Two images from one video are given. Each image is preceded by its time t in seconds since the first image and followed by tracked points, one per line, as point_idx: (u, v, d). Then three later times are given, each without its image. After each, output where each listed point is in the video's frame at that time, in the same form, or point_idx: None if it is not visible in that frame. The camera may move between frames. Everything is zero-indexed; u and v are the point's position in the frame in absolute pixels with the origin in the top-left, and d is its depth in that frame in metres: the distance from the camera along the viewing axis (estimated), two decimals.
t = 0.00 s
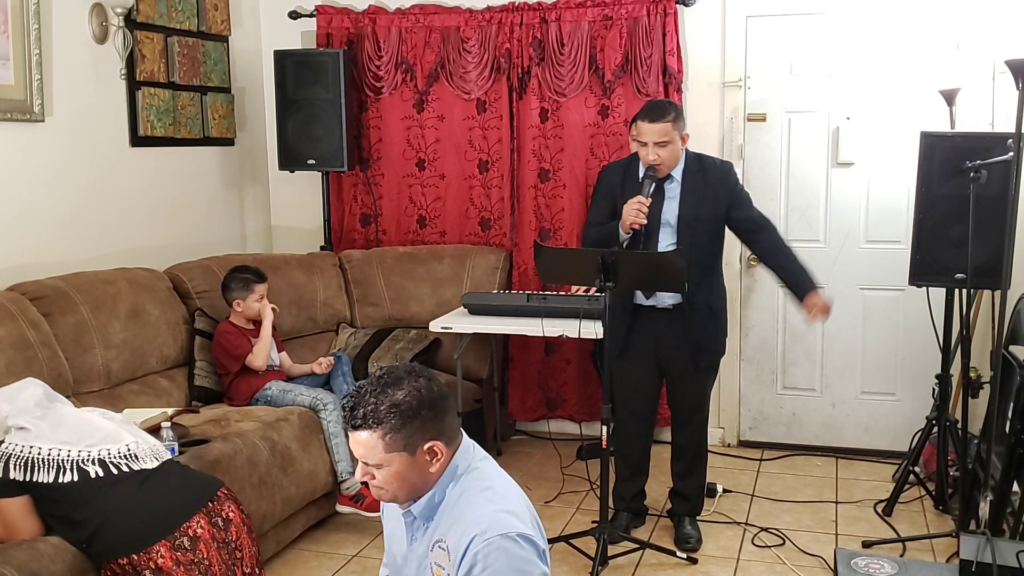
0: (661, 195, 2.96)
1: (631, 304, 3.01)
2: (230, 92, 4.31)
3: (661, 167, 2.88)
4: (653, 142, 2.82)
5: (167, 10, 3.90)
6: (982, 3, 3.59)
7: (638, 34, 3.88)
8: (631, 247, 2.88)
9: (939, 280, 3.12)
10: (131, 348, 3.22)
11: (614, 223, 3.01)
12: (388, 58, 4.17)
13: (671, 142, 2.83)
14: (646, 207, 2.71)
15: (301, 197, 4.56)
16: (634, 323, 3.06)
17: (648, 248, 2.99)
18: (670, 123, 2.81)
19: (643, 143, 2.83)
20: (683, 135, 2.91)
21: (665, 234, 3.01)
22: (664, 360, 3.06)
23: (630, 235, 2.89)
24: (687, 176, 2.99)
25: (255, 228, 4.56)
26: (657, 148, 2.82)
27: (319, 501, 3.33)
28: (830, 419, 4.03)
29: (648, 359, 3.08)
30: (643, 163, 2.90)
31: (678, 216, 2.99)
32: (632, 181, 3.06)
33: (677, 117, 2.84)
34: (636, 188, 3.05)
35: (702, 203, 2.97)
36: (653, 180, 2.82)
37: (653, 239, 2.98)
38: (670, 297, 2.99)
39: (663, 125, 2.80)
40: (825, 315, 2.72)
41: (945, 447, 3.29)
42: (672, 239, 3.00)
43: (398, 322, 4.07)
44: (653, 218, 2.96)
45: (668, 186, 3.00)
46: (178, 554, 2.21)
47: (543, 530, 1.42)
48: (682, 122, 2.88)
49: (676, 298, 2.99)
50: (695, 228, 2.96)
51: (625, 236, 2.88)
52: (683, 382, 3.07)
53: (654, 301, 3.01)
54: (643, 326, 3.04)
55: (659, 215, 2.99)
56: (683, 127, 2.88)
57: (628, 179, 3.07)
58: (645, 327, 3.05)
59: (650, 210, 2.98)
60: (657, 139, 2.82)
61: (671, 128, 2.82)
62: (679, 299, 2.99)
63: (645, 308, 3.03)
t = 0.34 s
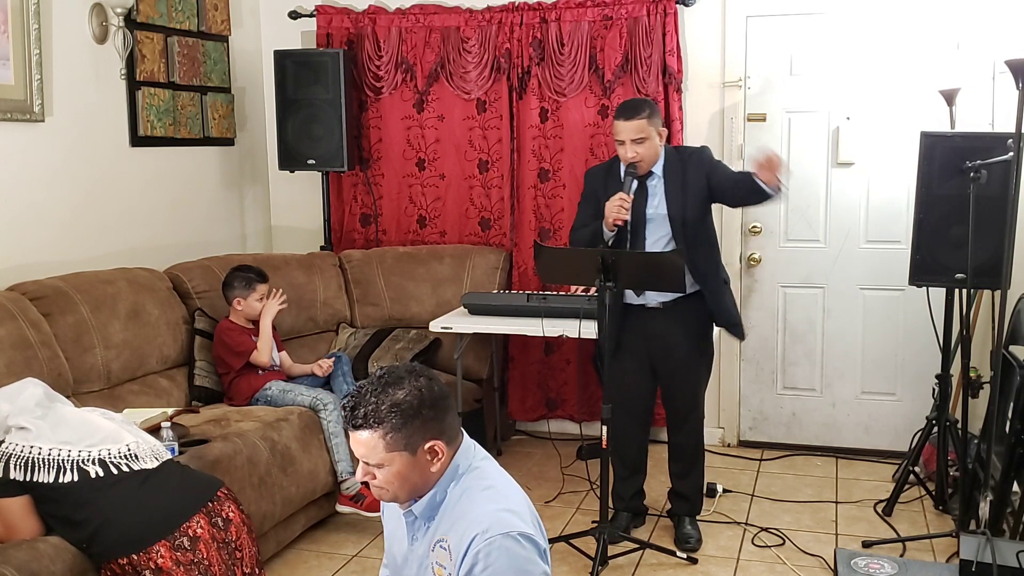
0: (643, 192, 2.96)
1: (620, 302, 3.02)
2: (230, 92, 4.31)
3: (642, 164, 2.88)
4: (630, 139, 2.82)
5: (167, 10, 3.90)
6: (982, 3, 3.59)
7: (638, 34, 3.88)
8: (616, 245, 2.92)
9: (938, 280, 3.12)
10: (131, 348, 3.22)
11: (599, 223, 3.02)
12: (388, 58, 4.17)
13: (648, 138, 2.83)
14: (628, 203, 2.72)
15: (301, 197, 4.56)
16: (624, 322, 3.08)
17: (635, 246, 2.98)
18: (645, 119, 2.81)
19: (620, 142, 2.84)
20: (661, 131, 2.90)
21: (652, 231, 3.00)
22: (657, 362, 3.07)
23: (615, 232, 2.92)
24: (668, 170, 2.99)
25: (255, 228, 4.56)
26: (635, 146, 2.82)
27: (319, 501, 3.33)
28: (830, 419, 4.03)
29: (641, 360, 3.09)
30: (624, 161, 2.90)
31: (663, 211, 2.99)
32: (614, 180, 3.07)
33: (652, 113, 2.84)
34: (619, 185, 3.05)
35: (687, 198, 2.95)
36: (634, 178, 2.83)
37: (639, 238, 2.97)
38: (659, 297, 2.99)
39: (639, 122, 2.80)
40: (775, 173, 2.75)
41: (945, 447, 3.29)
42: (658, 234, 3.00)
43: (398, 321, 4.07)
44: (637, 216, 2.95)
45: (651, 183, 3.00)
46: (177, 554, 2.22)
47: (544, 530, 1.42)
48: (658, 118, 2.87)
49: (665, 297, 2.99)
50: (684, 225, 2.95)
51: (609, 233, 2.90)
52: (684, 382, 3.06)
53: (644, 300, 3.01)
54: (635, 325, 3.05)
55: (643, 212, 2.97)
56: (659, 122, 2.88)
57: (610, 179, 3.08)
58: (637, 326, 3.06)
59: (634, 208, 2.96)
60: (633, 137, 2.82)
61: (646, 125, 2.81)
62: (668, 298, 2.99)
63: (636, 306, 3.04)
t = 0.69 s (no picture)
0: (629, 191, 2.96)
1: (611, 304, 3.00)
2: (230, 92, 4.31)
3: (626, 164, 2.86)
4: (614, 140, 2.81)
5: (167, 10, 3.90)
6: (982, 3, 3.59)
7: (638, 34, 3.88)
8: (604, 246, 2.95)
9: (939, 280, 3.12)
10: (131, 348, 3.22)
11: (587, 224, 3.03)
12: (388, 58, 4.17)
13: (631, 138, 2.82)
14: (614, 204, 2.71)
15: (301, 197, 4.56)
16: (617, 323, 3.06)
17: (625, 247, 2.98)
18: (627, 118, 2.81)
19: (604, 143, 2.83)
20: (643, 131, 2.89)
21: (640, 230, 3.00)
22: (650, 361, 3.06)
23: (602, 232, 2.95)
24: (653, 169, 2.98)
25: (255, 228, 4.55)
26: (618, 147, 2.81)
27: (319, 501, 3.33)
28: (830, 419, 4.03)
29: (634, 359, 3.08)
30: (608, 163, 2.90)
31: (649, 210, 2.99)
32: (601, 182, 3.07)
33: (634, 113, 2.83)
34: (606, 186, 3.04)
35: (672, 195, 2.94)
36: (618, 178, 2.80)
37: (628, 238, 2.97)
38: (648, 297, 2.99)
39: (621, 122, 2.80)
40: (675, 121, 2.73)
41: (945, 447, 3.29)
42: (645, 232, 3.01)
43: (398, 322, 4.07)
44: (625, 216, 2.95)
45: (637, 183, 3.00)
46: (177, 554, 2.21)
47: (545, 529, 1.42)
48: (639, 117, 2.86)
49: (654, 297, 2.99)
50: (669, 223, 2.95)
51: (596, 235, 2.95)
52: (684, 382, 3.06)
53: (633, 300, 3.01)
54: (625, 324, 3.04)
55: (630, 212, 2.97)
56: (641, 121, 2.87)
57: (596, 181, 3.08)
58: (627, 326, 3.05)
59: (621, 208, 2.97)
60: (616, 138, 2.81)
61: (628, 125, 2.81)
62: (657, 298, 2.98)
63: (626, 306, 3.03)
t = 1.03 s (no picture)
0: (622, 191, 2.97)
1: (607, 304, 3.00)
2: (230, 92, 4.31)
3: (619, 165, 2.86)
4: (607, 141, 2.81)
5: (167, 10, 3.90)
6: (982, 4, 3.59)
7: (638, 34, 3.88)
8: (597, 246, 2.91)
9: (939, 280, 3.11)
10: (131, 348, 3.22)
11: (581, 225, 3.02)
12: (388, 58, 4.17)
13: (624, 139, 2.82)
14: (608, 203, 2.71)
15: (301, 197, 4.56)
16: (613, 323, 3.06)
17: (618, 246, 3.00)
18: (620, 120, 2.81)
19: (597, 144, 2.83)
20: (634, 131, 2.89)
21: (633, 230, 3.01)
22: (646, 361, 3.06)
23: (595, 233, 2.92)
24: (645, 169, 2.97)
25: (255, 228, 4.55)
26: (611, 147, 2.81)
27: (319, 501, 3.33)
28: (830, 419, 4.03)
29: (630, 360, 3.08)
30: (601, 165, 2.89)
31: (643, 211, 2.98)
32: (593, 183, 3.06)
33: (627, 114, 2.83)
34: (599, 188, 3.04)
35: (664, 196, 2.94)
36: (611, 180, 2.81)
37: (621, 238, 3.00)
38: (643, 297, 2.99)
39: (614, 123, 2.80)
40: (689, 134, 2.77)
41: (945, 447, 3.29)
42: (637, 232, 3.01)
43: (398, 322, 4.07)
44: (618, 217, 2.98)
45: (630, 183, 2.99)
46: (175, 555, 2.21)
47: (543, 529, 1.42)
48: (631, 119, 2.87)
49: (649, 296, 2.99)
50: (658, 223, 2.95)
51: (590, 236, 2.91)
52: (684, 382, 3.06)
53: (629, 299, 3.01)
54: (621, 324, 3.04)
55: (623, 212, 2.98)
56: (633, 122, 2.87)
57: (589, 182, 3.07)
58: (624, 327, 3.05)
59: (614, 209, 2.99)
60: (609, 139, 2.81)
61: (621, 126, 2.82)
62: (653, 297, 2.99)
63: (622, 306, 3.03)
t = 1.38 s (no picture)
0: (623, 192, 2.98)
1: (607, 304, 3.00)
2: (230, 92, 4.31)
3: (620, 166, 2.85)
4: (609, 142, 2.80)
5: (167, 10, 3.89)
6: (982, 3, 3.59)
7: (638, 34, 3.88)
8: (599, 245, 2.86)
9: (939, 280, 3.11)
10: (131, 348, 3.22)
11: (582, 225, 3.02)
12: (388, 58, 4.17)
13: (625, 140, 2.81)
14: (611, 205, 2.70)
15: (301, 197, 4.56)
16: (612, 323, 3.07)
17: (618, 247, 3.00)
18: (622, 120, 2.80)
19: (599, 145, 2.82)
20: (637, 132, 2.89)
21: (633, 231, 3.01)
22: (645, 361, 3.06)
23: (597, 234, 2.88)
24: (646, 170, 2.98)
25: (255, 228, 4.55)
26: (614, 148, 2.80)
27: (319, 501, 3.33)
28: (830, 419, 4.03)
29: (630, 359, 3.09)
30: (603, 164, 2.88)
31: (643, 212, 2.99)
32: (593, 183, 3.06)
33: (629, 115, 2.83)
34: (598, 189, 3.05)
35: (664, 198, 2.95)
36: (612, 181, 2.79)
37: (621, 239, 3.00)
38: (643, 297, 3.00)
39: (617, 123, 2.79)
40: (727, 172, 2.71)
41: (945, 447, 3.29)
42: (639, 233, 3.01)
43: (398, 322, 4.07)
44: (619, 217, 2.98)
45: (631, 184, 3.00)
46: (176, 554, 2.21)
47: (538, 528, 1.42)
48: (634, 119, 2.86)
49: (649, 296, 3.00)
50: (658, 225, 2.95)
51: (593, 236, 2.85)
52: (684, 383, 3.06)
53: (628, 299, 3.01)
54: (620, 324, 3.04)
55: (624, 213, 2.99)
56: (635, 124, 2.86)
57: (589, 182, 3.08)
58: (623, 326, 3.05)
59: (615, 209, 2.99)
60: (611, 140, 2.80)
61: (624, 127, 2.80)
62: (653, 297, 2.99)
63: (621, 306, 3.03)
